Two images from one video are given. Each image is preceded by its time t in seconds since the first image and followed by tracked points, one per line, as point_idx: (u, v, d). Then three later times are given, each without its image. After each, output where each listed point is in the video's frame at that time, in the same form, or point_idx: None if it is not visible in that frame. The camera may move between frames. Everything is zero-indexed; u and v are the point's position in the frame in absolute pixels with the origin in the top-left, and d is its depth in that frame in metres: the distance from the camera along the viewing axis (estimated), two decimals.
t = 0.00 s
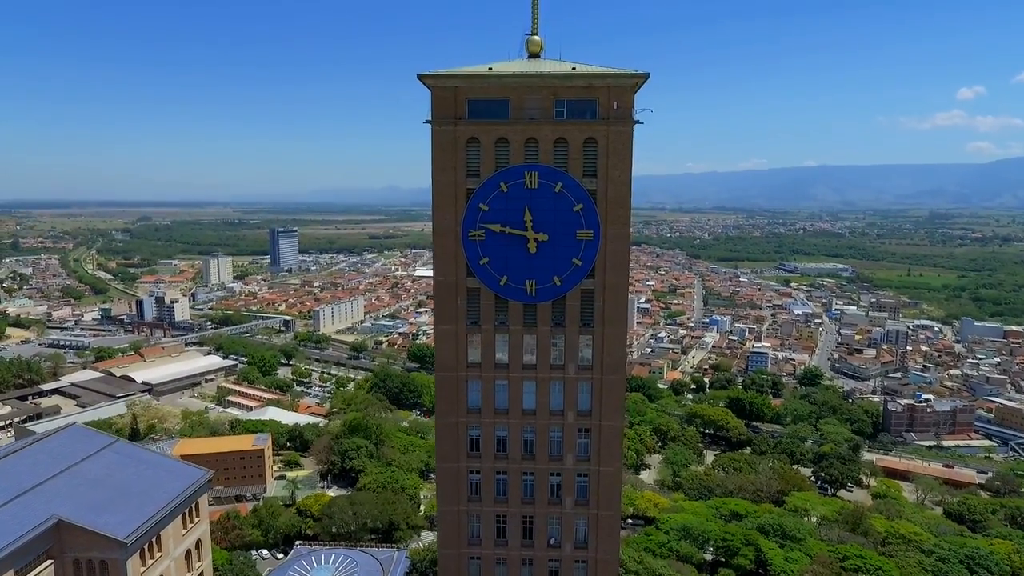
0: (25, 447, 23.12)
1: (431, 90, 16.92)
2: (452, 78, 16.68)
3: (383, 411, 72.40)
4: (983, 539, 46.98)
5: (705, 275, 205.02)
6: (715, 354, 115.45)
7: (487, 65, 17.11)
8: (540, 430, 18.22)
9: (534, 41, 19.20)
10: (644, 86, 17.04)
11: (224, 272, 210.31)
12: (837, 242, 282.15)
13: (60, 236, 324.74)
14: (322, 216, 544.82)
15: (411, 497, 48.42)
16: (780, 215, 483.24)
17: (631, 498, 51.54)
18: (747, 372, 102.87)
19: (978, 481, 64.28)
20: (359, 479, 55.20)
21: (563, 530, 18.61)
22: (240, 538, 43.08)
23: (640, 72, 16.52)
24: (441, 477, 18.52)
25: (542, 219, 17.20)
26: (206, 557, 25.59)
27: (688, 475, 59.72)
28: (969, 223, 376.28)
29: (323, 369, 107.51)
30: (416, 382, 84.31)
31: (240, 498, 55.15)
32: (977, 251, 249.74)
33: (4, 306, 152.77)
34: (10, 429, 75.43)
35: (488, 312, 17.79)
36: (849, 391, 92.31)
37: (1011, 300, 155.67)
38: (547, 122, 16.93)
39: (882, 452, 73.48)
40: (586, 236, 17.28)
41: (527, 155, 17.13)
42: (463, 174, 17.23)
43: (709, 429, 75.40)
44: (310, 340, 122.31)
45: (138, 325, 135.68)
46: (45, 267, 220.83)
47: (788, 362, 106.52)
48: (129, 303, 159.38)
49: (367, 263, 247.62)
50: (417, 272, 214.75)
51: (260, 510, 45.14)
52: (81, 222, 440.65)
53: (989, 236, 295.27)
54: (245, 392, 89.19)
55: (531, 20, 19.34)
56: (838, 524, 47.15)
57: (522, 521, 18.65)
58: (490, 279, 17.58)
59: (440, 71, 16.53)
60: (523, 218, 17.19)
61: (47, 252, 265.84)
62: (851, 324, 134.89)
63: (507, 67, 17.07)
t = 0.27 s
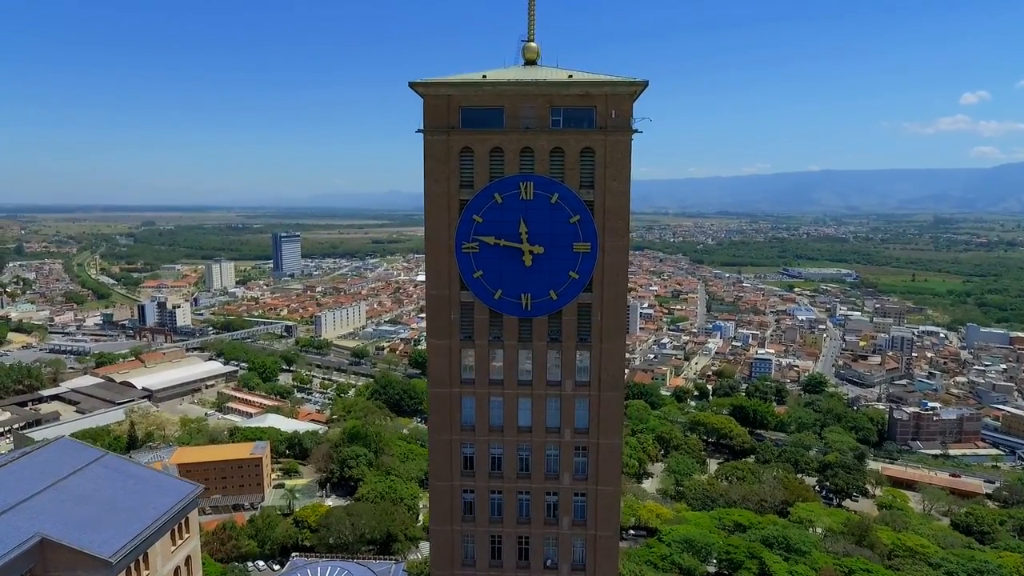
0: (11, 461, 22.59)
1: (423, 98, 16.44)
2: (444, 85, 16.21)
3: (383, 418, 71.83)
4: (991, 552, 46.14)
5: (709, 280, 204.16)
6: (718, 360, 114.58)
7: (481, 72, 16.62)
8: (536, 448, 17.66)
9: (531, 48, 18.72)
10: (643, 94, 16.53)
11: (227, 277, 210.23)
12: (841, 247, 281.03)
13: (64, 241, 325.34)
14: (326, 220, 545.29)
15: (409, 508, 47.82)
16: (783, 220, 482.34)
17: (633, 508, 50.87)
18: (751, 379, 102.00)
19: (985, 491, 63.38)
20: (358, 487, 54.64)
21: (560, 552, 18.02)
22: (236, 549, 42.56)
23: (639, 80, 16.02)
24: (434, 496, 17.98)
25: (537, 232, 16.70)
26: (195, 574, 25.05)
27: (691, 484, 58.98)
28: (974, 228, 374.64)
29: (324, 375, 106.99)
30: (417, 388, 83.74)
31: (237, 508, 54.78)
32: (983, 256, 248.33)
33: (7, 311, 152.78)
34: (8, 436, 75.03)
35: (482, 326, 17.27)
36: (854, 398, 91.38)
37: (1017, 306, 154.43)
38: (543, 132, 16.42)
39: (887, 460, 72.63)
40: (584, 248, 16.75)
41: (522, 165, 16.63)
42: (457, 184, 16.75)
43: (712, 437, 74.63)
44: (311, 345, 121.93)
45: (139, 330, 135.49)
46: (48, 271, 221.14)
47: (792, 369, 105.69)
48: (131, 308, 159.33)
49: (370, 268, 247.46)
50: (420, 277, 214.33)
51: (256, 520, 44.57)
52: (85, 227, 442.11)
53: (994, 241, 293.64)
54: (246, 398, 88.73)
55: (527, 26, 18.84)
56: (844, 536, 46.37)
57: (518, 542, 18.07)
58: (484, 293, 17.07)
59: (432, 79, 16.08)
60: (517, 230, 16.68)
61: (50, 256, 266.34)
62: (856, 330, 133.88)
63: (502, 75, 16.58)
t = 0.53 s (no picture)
0: None
1: (414, 102, 15.93)
2: (436, 88, 15.70)
3: (383, 421, 71.37)
4: (997, 559, 45.47)
5: (712, 280, 203.32)
6: (721, 361, 113.91)
7: (474, 74, 16.12)
8: (532, 461, 17.14)
9: (526, 49, 18.20)
10: (642, 97, 16.00)
11: (229, 277, 210.12)
12: (845, 247, 279.81)
13: (67, 241, 326.01)
14: (328, 220, 545.78)
15: (408, 513, 47.36)
16: (786, 220, 481.04)
17: (634, 513, 50.37)
18: (754, 381, 101.30)
19: (991, 496, 62.63)
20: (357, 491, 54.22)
21: (556, 568, 17.48)
22: (233, 555, 42.17)
23: (637, 83, 15.49)
24: (426, 511, 17.45)
25: (532, 239, 16.17)
26: None
27: (693, 488, 58.38)
28: (978, 228, 372.91)
29: (325, 376, 106.62)
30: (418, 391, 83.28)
31: (235, 512, 54.21)
32: (987, 256, 246.92)
33: (9, 311, 152.83)
34: (8, 438, 74.77)
35: (475, 336, 16.76)
36: (858, 401, 90.62)
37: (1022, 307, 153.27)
38: (538, 136, 15.90)
39: (892, 464, 71.90)
40: (580, 256, 16.22)
41: (516, 170, 16.11)
42: (449, 190, 16.25)
43: (715, 440, 74.00)
44: (312, 346, 121.60)
45: (141, 331, 135.30)
46: (51, 272, 221.39)
47: (795, 371, 104.97)
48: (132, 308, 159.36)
49: (372, 268, 247.22)
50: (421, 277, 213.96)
51: (253, 526, 44.08)
52: (89, 227, 443.37)
53: (999, 241, 292.15)
54: (246, 400, 88.33)
55: (523, 27, 18.32)
56: (848, 543, 45.75)
57: (513, 557, 17.52)
58: (478, 302, 16.55)
59: (424, 82, 15.57)
60: (511, 237, 16.17)
61: (53, 257, 266.80)
62: (860, 332, 133.03)
63: (496, 77, 16.07)
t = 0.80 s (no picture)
0: None
1: (407, 105, 15.43)
2: (429, 91, 15.19)
3: (384, 424, 70.92)
4: (1006, 567, 44.66)
5: (716, 281, 202.32)
6: (725, 363, 113.12)
7: (468, 76, 15.63)
8: (528, 475, 16.63)
9: (523, 50, 17.68)
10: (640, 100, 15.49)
11: (232, 278, 210.18)
12: (850, 248, 278.19)
13: (72, 241, 326.76)
14: (332, 220, 546.51)
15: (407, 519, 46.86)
16: (791, 220, 479.12)
17: (636, 519, 49.82)
18: (758, 383, 100.46)
19: (999, 501, 61.76)
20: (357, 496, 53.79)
21: None
22: (231, 560, 41.68)
23: (636, 85, 14.98)
24: (420, 525, 16.95)
25: (528, 247, 15.68)
26: None
27: (696, 493, 57.72)
28: (985, 228, 370.37)
29: (327, 378, 106.27)
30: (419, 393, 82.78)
31: (235, 515, 53.73)
32: (994, 257, 244.99)
33: (13, 312, 153.03)
34: (8, 440, 74.56)
35: (470, 347, 16.27)
36: (864, 404, 89.76)
37: None
38: (533, 140, 15.39)
39: (898, 468, 71.05)
40: (577, 264, 15.72)
41: (512, 176, 15.62)
42: (442, 196, 15.75)
43: (718, 444, 73.31)
44: (314, 347, 121.29)
45: (144, 332, 135.19)
46: (56, 272, 221.82)
47: (800, 373, 104.08)
48: (136, 309, 159.45)
49: (375, 268, 246.97)
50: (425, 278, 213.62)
51: (251, 530, 43.57)
52: (94, 227, 444.69)
53: (1006, 242, 289.89)
54: (247, 402, 88.00)
55: (519, 27, 17.76)
56: (853, 550, 45.00)
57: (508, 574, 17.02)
58: (472, 311, 16.06)
59: (416, 84, 15.06)
60: (506, 244, 15.67)
61: (58, 257, 267.51)
62: (865, 334, 131.94)
63: (491, 79, 15.57)
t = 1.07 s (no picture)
0: None
1: (395, 108, 14.93)
2: (418, 94, 14.69)
3: (382, 427, 70.48)
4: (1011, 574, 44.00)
5: (717, 282, 201.67)
6: (726, 365, 112.57)
7: (459, 79, 15.12)
8: (521, 490, 16.14)
9: (516, 52, 17.16)
10: (636, 104, 14.96)
11: (233, 278, 210.01)
12: (852, 249, 277.37)
13: (74, 241, 327.10)
14: (334, 220, 547.41)
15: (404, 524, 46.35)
16: (793, 220, 478.18)
17: (636, 524, 49.37)
18: (759, 386, 99.88)
19: (1003, 506, 61.13)
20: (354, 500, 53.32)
21: None
22: (226, 565, 40.99)
23: (633, 89, 14.44)
24: (409, 539, 16.48)
25: (521, 256, 15.19)
26: None
27: (697, 497, 57.18)
28: (988, 229, 369.38)
29: (326, 380, 105.85)
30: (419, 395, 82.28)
31: (231, 520, 53.47)
32: (997, 258, 244.12)
33: (14, 313, 152.89)
34: (6, 442, 74.25)
35: (461, 357, 15.77)
36: (866, 406, 89.18)
37: None
38: (525, 145, 14.90)
39: (901, 472, 70.46)
40: (572, 273, 15.21)
41: (503, 182, 15.13)
42: (432, 203, 15.26)
43: (720, 447, 72.76)
44: (314, 349, 120.97)
45: (144, 333, 134.97)
46: (57, 272, 221.99)
47: (802, 375, 103.48)
48: (136, 310, 159.30)
49: (376, 269, 246.67)
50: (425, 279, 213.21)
51: (247, 536, 43.16)
52: (96, 227, 445.06)
53: (1009, 242, 288.71)
54: (246, 404, 87.60)
55: (513, 29, 17.22)
56: (856, 557, 44.38)
57: None
58: (463, 321, 15.56)
59: (405, 88, 14.58)
60: (498, 252, 15.18)
61: (60, 257, 267.63)
62: (868, 335, 131.26)
63: (482, 82, 15.06)
